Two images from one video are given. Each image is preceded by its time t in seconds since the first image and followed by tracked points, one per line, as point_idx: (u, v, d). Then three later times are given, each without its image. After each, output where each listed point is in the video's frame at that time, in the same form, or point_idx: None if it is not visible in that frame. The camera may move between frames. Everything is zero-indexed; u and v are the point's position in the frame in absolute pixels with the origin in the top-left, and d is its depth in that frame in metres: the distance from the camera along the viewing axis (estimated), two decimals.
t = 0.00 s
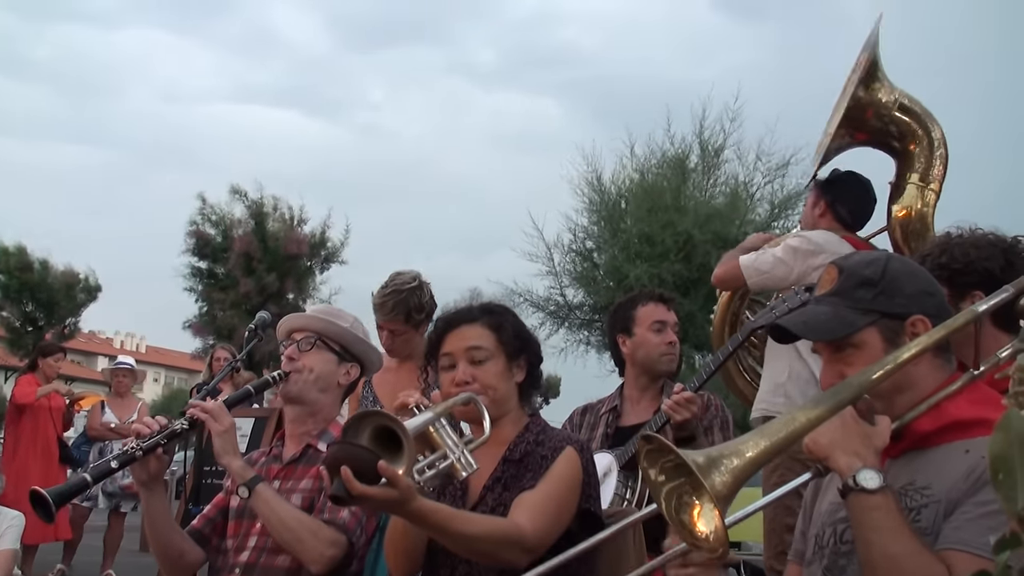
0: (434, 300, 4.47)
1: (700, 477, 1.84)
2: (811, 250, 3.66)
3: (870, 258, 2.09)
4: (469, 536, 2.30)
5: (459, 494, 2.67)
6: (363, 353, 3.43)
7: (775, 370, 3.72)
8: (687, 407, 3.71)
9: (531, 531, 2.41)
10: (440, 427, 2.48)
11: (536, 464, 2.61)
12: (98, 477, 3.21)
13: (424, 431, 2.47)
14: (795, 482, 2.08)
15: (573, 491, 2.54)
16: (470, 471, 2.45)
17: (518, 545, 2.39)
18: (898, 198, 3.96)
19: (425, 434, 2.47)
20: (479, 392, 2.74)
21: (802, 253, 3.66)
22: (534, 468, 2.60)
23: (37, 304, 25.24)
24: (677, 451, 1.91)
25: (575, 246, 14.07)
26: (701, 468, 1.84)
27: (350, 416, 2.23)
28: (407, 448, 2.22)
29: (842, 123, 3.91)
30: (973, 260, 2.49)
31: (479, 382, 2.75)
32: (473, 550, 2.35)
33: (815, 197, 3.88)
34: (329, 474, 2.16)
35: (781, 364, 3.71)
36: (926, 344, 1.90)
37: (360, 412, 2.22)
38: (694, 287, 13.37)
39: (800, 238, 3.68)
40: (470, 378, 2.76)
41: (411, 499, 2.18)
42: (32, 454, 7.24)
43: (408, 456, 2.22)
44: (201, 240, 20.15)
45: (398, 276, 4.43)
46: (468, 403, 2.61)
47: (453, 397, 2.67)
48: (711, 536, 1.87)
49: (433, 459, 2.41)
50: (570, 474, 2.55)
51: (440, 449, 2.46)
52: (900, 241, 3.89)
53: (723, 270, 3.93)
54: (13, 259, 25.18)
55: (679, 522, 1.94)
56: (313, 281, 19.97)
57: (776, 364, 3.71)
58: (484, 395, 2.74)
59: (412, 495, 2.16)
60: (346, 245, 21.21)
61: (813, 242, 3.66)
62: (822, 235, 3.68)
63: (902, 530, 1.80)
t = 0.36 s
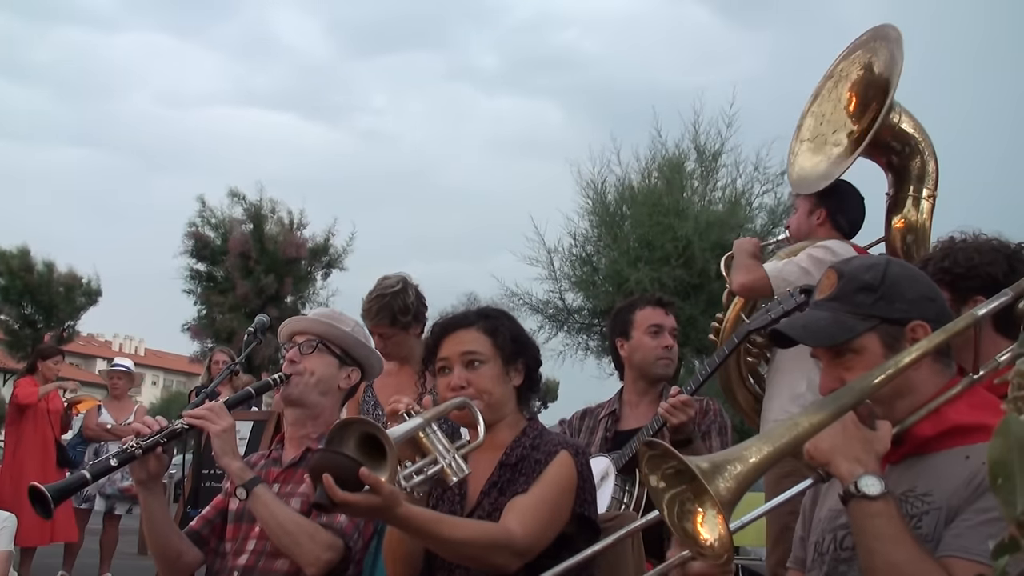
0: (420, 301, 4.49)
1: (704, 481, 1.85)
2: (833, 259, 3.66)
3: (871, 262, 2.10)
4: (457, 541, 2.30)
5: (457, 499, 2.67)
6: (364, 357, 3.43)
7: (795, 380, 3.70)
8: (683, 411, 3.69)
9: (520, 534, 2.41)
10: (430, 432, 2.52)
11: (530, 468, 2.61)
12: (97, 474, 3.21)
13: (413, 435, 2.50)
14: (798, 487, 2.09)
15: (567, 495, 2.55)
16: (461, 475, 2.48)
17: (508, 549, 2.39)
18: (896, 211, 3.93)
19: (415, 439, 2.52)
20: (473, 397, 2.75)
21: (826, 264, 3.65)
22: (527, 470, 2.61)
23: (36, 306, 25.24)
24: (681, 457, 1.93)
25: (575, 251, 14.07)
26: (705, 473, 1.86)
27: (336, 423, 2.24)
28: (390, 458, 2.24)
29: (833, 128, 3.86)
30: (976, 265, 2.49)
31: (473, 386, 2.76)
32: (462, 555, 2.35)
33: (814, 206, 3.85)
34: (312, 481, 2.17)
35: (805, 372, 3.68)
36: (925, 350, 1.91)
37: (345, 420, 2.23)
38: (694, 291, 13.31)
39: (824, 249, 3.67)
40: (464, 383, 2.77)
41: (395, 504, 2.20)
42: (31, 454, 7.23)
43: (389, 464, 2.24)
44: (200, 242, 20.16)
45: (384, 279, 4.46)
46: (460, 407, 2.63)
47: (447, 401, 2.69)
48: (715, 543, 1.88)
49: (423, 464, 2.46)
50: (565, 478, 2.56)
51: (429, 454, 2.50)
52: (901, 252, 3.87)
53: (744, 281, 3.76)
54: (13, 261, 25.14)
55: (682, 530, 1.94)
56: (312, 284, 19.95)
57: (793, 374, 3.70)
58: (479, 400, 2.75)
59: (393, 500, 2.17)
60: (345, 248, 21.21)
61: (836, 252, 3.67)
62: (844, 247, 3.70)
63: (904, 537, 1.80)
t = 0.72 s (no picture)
0: (381, 295, 4.45)
1: (711, 480, 1.85)
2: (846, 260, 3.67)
3: (875, 264, 2.10)
4: (443, 538, 2.32)
5: (457, 500, 2.67)
6: (362, 355, 3.43)
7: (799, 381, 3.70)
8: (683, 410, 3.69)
9: (513, 533, 2.42)
10: (424, 433, 2.54)
11: (526, 467, 2.61)
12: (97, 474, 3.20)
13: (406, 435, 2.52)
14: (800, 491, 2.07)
15: (564, 495, 2.55)
16: (453, 475, 2.51)
17: (500, 548, 2.39)
18: (904, 212, 3.93)
19: (408, 440, 2.54)
20: (471, 399, 2.75)
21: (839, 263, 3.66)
22: (524, 469, 2.61)
23: (36, 305, 25.24)
24: (686, 455, 1.92)
25: (575, 252, 14.08)
26: (711, 472, 1.86)
27: (322, 424, 2.33)
28: (376, 456, 2.29)
29: (840, 130, 3.84)
30: (976, 266, 2.49)
31: (471, 388, 2.77)
32: (454, 553, 2.36)
33: (823, 206, 3.86)
34: (300, 485, 2.23)
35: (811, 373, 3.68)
36: (931, 355, 1.90)
37: (332, 418, 2.32)
38: (694, 293, 13.37)
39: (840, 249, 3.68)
40: (462, 385, 2.78)
41: (383, 505, 2.23)
42: (30, 453, 7.23)
43: (377, 463, 2.29)
44: (200, 243, 20.18)
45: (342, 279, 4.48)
46: (455, 409, 2.63)
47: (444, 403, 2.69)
48: (720, 544, 1.89)
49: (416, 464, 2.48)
50: (563, 479, 2.56)
51: (423, 454, 2.52)
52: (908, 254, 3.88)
53: (760, 280, 3.74)
54: (13, 261, 25.15)
55: (686, 529, 1.94)
56: (312, 285, 19.95)
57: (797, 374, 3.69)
58: (476, 401, 2.75)
59: (383, 499, 2.21)
60: (346, 249, 21.21)
61: (850, 252, 3.68)
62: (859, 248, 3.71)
63: (908, 541, 1.80)
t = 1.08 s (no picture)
0: (363, 299, 4.41)
1: (706, 476, 1.82)
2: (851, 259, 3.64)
3: (877, 262, 2.10)
4: (441, 536, 2.33)
5: (455, 500, 2.67)
6: (359, 353, 3.43)
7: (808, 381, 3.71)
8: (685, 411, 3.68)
9: (509, 530, 2.42)
10: (419, 432, 2.54)
11: (523, 466, 2.60)
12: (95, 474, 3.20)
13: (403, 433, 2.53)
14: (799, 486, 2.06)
15: (560, 494, 2.55)
16: (450, 473, 2.51)
17: (496, 546, 2.40)
18: (912, 212, 3.92)
19: (404, 438, 2.54)
20: (468, 397, 2.75)
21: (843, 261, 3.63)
22: (521, 468, 2.61)
23: (37, 302, 25.22)
24: (686, 453, 1.91)
25: (575, 251, 14.09)
26: (708, 468, 1.83)
27: (317, 423, 2.33)
28: (370, 456, 2.31)
29: (849, 131, 3.84)
30: (970, 266, 2.49)
31: (468, 386, 2.77)
32: (449, 551, 2.36)
33: (831, 207, 3.88)
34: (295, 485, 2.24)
35: (823, 369, 3.69)
36: (931, 352, 1.90)
37: (327, 418, 2.33)
38: (695, 293, 13.32)
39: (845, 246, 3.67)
40: (459, 383, 2.78)
41: (380, 502, 2.24)
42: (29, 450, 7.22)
43: (372, 463, 2.31)
44: (201, 240, 20.16)
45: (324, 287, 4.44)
46: (453, 406, 2.63)
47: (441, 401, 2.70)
48: (715, 539, 1.86)
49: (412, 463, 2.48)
50: (559, 477, 2.56)
51: (420, 452, 2.52)
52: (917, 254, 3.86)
53: (766, 279, 3.76)
54: (13, 257, 25.12)
55: (683, 525, 1.92)
56: (312, 282, 19.94)
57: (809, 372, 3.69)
58: (473, 400, 2.75)
59: (376, 497, 2.22)
60: (346, 247, 21.20)
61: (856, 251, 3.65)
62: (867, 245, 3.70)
63: (905, 539, 1.80)
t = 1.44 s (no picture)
0: (360, 302, 4.40)
1: (706, 456, 1.84)
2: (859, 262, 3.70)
3: (882, 256, 2.10)
4: (437, 535, 2.33)
5: (453, 499, 2.67)
6: (356, 352, 3.43)
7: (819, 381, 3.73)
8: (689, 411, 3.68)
9: (504, 528, 2.42)
10: (416, 431, 2.54)
11: (520, 464, 2.60)
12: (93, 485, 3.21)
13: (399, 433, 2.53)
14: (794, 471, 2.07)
15: (558, 492, 2.55)
16: (448, 473, 2.50)
17: (493, 544, 2.40)
18: (911, 210, 3.93)
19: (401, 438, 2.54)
20: (466, 396, 2.75)
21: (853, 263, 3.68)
22: (518, 467, 2.60)
23: (37, 302, 25.20)
24: (685, 431, 1.91)
25: (575, 249, 14.09)
26: (708, 448, 1.84)
27: (314, 423, 2.35)
28: (367, 458, 2.31)
29: (842, 131, 3.83)
30: (967, 265, 2.49)
31: (466, 385, 2.76)
32: (443, 548, 2.37)
33: (830, 208, 3.89)
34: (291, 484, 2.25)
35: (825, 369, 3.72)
36: (933, 346, 1.90)
37: (323, 419, 2.34)
38: (694, 291, 13.33)
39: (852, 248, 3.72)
40: (457, 382, 2.77)
41: (376, 502, 2.24)
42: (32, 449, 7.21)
43: (367, 464, 2.31)
44: (201, 239, 20.13)
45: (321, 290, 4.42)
46: (449, 406, 2.63)
47: (439, 400, 2.70)
48: (710, 522, 1.89)
49: (409, 463, 2.49)
50: (556, 475, 2.56)
51: (418, 452, 2.52)
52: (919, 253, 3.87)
53: (776, 285, 3.72)
54: (13, 257, 25.07)
55: (678, 503, 1.95)
56: (312, 281, 19.92)
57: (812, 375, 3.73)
58: (471, 399, 2.75)
59: (373, 498, 2.22)
60: (346, 246, 21.18)
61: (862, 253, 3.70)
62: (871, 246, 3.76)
63: (903, 529, 1.80)
